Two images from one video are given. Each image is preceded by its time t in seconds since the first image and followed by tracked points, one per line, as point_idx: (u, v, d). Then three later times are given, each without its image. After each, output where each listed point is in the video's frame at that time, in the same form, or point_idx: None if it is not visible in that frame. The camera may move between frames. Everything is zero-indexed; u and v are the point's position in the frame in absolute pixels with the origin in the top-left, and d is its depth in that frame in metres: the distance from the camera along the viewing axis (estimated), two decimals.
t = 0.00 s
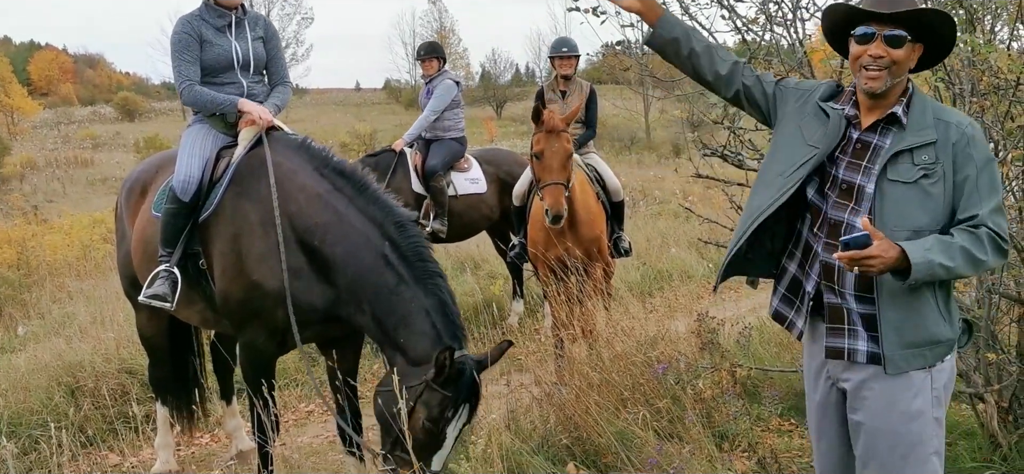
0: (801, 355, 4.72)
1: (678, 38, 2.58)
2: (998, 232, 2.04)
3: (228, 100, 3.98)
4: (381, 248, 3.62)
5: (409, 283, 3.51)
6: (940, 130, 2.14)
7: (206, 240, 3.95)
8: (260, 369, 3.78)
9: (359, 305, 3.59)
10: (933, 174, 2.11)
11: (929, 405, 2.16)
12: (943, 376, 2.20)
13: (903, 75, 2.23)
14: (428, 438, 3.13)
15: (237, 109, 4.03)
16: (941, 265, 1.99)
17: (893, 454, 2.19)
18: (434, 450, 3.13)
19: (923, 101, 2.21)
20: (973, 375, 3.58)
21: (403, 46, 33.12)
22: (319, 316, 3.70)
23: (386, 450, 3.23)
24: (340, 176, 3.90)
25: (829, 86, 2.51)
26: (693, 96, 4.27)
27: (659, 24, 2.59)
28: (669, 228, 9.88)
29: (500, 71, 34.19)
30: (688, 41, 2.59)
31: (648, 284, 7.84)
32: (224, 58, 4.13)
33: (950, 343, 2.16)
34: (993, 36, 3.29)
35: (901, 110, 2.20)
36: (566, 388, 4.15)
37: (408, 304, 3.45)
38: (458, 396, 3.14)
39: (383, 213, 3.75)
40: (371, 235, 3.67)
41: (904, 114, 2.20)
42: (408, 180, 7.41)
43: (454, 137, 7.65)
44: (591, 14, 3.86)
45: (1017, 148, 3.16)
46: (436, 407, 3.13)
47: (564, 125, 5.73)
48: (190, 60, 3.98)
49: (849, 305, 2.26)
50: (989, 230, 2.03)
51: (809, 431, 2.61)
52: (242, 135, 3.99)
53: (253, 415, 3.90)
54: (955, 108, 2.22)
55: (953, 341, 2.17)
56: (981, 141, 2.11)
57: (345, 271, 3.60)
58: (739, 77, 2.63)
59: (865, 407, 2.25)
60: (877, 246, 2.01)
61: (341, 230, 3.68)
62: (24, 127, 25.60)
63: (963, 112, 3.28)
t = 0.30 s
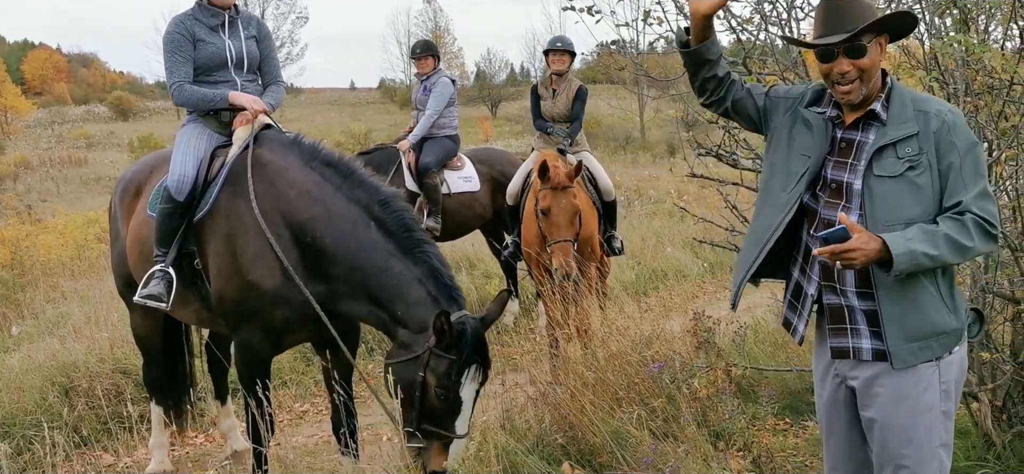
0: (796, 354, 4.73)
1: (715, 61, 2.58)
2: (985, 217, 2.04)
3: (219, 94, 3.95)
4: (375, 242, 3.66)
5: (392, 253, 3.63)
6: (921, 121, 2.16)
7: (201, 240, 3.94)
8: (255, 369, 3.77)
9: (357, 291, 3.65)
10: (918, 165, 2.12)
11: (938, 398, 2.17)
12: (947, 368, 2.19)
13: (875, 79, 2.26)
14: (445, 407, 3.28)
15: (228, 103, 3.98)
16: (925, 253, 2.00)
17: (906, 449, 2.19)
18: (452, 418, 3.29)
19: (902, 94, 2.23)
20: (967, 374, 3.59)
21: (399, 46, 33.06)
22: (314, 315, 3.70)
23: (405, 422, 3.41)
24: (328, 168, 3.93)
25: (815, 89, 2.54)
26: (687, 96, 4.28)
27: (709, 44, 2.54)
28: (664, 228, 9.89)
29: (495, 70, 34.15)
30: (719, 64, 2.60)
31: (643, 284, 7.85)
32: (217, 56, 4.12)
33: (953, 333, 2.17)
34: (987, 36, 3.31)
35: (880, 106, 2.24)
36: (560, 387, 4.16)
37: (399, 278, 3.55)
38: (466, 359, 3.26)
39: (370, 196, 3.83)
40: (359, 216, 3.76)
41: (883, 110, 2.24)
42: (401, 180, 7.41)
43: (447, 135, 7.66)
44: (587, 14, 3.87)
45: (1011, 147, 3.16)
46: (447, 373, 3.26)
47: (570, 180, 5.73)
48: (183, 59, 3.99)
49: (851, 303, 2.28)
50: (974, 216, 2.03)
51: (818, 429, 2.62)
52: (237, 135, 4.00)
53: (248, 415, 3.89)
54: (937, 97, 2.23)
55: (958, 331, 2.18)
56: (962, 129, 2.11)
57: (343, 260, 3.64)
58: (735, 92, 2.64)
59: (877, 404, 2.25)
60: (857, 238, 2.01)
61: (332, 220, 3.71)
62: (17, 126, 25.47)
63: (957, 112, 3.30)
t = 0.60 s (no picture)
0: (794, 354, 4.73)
1: (702, 76, 2.57)
2: (991, 212, 2.04)
3: (211, 93, 3.93)
4: (368, 208, 3.64)
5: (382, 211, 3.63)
6: (923, 118, 2.17)
7: (199, 240, 3.94)
8: (253, 369, 3.77)
9: (356, 265, 3.64)
10: (923, 163, 2.13)
11: (948, 398, 2.19)
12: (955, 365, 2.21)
13: (872, 78, 2.27)
14: (455, 346, 3.28)
15: (219, 101, 3.97)
16: (929, 250, 2.01)
17: (919, 449, 2.20)
18: (463, 360, 3.28)
19: (902, 93, 2.24)
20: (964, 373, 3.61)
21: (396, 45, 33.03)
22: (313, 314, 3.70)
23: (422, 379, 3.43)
24: (320, 151, 3.91)
25: (810, 93, 2.55)
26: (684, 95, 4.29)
27: (692, 60, 2.54)
28: (662, 227, 9.90)
29: (493, 70, 34.12)
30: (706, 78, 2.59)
31: (641, 283, 7.86)
32: (213, 56, 4.12)
33: (962, 330, 2.17)
34: (984, 36, 3.32)
35: (881, 105, 2.25)
36: (558, 386, 4.16)
37: (394, 231, 3.55)
38: (469, 290, 3.24)
39: (361, 167, 3.81)
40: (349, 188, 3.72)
41: (883, 109, 2.25)
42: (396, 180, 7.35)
43: (443, 134, 7.68)
44: (584, 14, 3.87)
45: (1009, 147, 3.18)
46: (451, 309, 3.26)
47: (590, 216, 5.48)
48: (178, 58, 3.99)
49: (860, 305, 2.28)
50: (980, 211, 2.03)
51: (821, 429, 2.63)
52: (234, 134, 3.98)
53: (247, 415, 3.88)
54: (937, 94, 2.24)
55: (968, 328, 2.19)
56: (964, 126, 2.12)
57: (343, 241, 3.62)
58: (731, 104, 2.64)
59: (888, 404, 2.25)
60: (860, 238, 2.03)
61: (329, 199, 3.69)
62: (14, 125, 25.41)
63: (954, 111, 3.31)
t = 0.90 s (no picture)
0: (791, 354, 4.74)
1: (675, 56, 2.60)
2: (1001, 219, 2.08)
3: (211, 94, 3.93)
4: (358, 173, 3.63)
5: (367, 170, 3.64)
6: (934, 123, 2.18)
7: (197, 240, 3.93)
8: (251, 368, 3.75)
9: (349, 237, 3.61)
10: (934, 168, 2.14)
11: (947, 401, 2.21)
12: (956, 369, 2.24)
13: (881, 77, 2.28)
14: (456, 270, 3.26)
15: (221, 101, 3.96)
16: (946, 260, 2.03)
17: (917, 452, 2.21)
18: (468, 284, 3.26)
19: (912, 96, 2.25)
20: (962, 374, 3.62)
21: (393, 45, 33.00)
22: (311, 313, 3.69)
23: (428, 322, 3.39)
24: (314, 134, 3.93)
25: (813, 90, 2.54)
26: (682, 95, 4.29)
27: (657, 40, 2.58)
28: (659, 227, 9.91)
29: (490, 69, 34.10)
30: (679, 59, 2.61)
31: (638, 283, 7.87)
32: (212, 56, 4.11)
33: (967, 335, 2.20)
34: (982, 36, 3.33)
35: (893, 107, 2.24)
36: (556, 386, 4.14)
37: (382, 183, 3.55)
38: (460, 210, 3.25)
39: (353, 139, 3.83)
40: (337, 159, 3.73)
41: (895, 111, 2.25)
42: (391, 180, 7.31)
43: (439, 134, 7.66)
44: (582, 13, 3.87)
45: (1006, 147, 3.19)
46: (446, 232, 3.29)
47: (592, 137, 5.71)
48: (178, 59, 3.98)
49: (863, 307, 2.27)
50: (992, 219, 2.08)
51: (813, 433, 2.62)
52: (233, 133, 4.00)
53: (244, 415, 3.87)
54: (944, 98, 2.26)
55: (970, 333, 2.21)
56: (974, 131, 2.15)
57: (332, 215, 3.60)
58: (718, 89, 2.65)
59: (888, 408, 2.25)
60: (881, 252, 2.04)
61: (319, 179, 3.68)
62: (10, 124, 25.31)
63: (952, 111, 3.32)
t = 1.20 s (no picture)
0: (783, 354, 4.76)
1: (694, 48, 2.60)
2: (997, 234, 2.09)
3: (205, 92, 3.91)
4: (345, 156, 3.62)
5: (352, 150, 3.63)
6: (940, 130, 2.19)
7: (191, 239, 3.93)
8: (245, 368, 3.75)
9: (338, 223, 3.63)
10: (936, 175, 2.14)
11: (933, 408, 2.22)
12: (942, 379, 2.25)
13: (891, 71, 2.28)
14: (446, 225, 3.26)
15: (215, 100, 3.95)
16: (937, 272, 2.04)
17: (900, 457, 2.23)
18: (459, 239, 3.25)
19: (921, 101, 2.26)
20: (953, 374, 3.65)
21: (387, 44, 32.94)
22: (306, 313, 3.69)
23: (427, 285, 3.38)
24: (304, 124, 3.93)
25: (823, 89, 2.54)
26: (676, 95, 4.30)
27: (681, 32, 2.59)
28: (652, 228, 9.93)
29: (483, 69, 34.08)
30: (698, 52, 2.61)
31: (631, 283, 7.89)
32: (207, 56, 4.10)
33: (957, 347, 2.20)
34: (974, 38, 3.36)
35: (901, 110, 2.25)
36: (548, 386, 4.17)
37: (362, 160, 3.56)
38: (440, 165, 3.27)
39: (340, 124, 3.81)
40: (325, 143, 3.72)
41: (903, 114, 2.25)
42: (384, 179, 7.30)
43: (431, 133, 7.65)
44: (576, 13, 3.88)
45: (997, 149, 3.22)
46: (429, 190, 3.29)
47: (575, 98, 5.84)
48: (173, 58, 3.97)
49: (852, 309, 2.30)
50: (987, 233, 2.08)
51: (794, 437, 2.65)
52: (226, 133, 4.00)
53: (237, 415, 3.87)
54: (954, 106, 2.26)
55: (961, 344, 2.21)
56: (980, 143, 2.15)
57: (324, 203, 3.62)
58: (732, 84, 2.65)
59: (871, 412, 2.28)
60: (870, 261, 2.07)
61: (309, 171, 3.67)
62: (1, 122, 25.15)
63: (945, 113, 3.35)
